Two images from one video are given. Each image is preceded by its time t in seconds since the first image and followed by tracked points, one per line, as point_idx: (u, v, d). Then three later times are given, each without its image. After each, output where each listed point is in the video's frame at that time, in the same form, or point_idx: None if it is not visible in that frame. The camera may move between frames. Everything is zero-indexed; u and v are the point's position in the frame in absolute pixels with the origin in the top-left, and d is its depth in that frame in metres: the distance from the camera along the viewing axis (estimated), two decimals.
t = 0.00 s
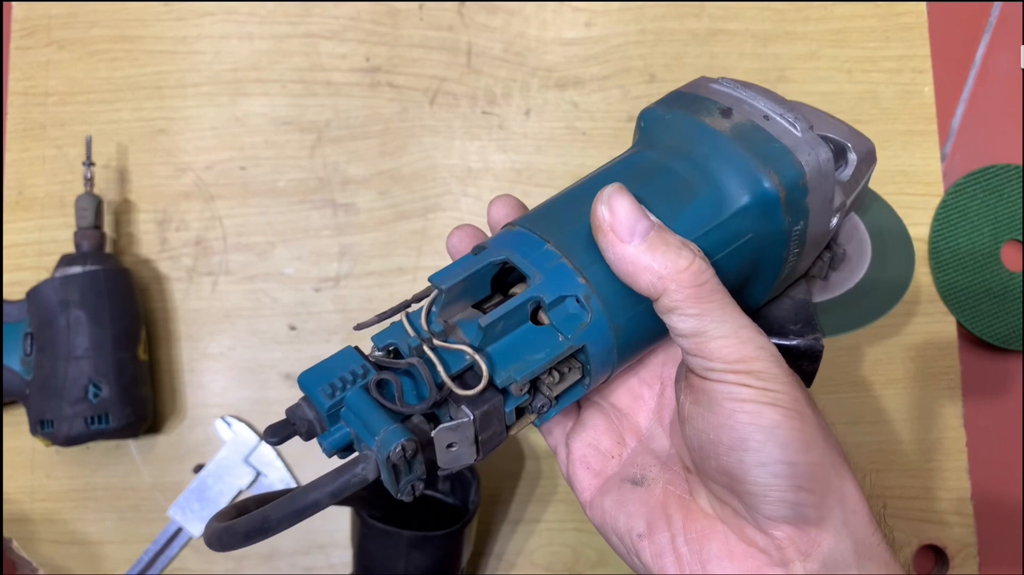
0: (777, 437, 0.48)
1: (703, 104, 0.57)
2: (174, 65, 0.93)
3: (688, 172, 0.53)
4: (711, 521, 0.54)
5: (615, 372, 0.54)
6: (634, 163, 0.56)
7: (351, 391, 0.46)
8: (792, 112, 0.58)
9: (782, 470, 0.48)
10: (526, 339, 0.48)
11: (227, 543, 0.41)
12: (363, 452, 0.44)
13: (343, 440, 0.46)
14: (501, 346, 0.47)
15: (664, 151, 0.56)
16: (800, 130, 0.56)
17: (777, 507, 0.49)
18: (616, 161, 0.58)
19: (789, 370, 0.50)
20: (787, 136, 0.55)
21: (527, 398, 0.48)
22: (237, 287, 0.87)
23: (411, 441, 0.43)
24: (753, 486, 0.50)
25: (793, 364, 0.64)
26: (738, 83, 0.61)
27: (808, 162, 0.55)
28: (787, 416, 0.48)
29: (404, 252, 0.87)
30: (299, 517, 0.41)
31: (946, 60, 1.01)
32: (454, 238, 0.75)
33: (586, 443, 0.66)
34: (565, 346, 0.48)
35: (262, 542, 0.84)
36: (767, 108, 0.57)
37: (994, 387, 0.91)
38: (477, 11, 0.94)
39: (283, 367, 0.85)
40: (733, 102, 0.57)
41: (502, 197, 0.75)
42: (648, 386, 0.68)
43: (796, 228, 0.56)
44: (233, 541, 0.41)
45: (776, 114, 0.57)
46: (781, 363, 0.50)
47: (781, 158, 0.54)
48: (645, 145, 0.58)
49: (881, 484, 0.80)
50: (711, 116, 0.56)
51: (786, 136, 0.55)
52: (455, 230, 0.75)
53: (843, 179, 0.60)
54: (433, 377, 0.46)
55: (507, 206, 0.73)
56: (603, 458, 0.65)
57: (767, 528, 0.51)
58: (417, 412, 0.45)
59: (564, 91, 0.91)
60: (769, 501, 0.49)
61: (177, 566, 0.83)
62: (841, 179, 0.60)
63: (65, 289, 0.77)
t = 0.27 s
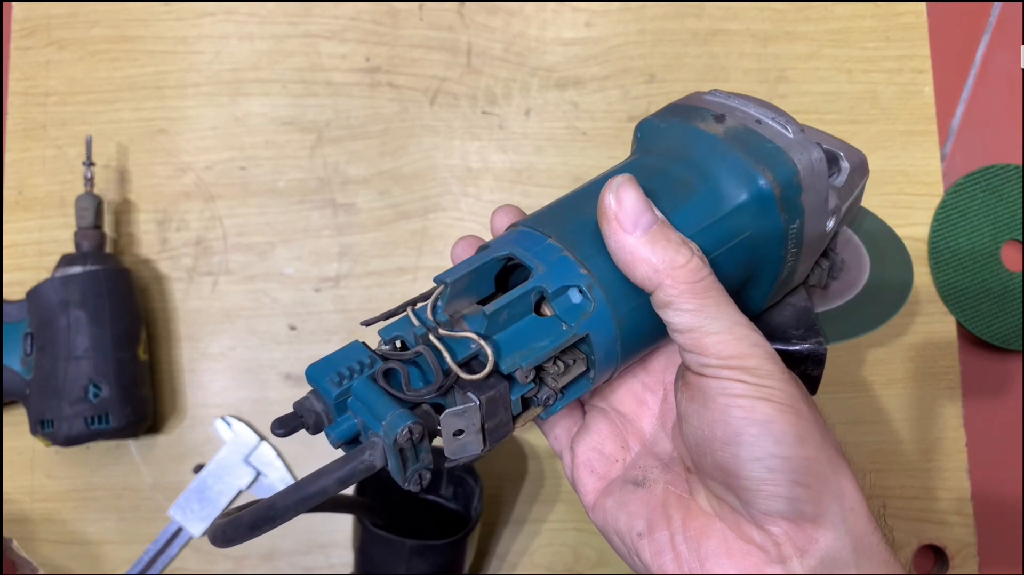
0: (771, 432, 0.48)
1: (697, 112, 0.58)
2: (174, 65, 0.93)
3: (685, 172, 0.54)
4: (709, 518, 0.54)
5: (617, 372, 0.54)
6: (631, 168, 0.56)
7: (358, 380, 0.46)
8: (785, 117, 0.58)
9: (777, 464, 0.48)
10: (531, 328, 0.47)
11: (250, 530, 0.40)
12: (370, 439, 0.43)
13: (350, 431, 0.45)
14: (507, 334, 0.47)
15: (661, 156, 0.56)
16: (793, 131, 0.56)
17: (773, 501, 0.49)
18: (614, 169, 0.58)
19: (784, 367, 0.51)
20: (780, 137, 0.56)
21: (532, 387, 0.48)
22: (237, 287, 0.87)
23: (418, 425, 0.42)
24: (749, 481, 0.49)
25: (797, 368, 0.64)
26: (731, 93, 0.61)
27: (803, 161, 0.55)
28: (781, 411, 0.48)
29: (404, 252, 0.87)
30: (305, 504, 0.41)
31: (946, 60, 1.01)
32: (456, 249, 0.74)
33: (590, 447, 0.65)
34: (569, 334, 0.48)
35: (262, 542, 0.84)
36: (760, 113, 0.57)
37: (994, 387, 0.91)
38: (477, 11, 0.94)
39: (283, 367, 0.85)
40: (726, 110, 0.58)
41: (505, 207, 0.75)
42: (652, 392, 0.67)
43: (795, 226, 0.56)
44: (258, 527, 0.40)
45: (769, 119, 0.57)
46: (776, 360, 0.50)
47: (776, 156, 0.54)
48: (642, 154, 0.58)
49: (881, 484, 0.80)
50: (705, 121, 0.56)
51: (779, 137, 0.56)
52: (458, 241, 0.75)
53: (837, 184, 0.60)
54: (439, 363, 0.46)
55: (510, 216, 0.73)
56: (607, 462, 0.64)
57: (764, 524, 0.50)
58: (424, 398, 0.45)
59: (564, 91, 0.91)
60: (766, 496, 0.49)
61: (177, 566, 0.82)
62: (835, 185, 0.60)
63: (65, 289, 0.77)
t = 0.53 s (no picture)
0: (772, 431, 0.48)
1: (699, 112, 0.58)
2: (174, 65, 0.94)
3: (685, 173, 0.54)
4: (711, 517, 0.53)
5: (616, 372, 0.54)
6: (633, 168, 0.56)
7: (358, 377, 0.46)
8: (788, 117, 0.58)
9: (777, 464, 0.48)
10: (530, 327, 0.48)
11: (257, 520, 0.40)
12: (370, 436, 0.43)
13: (351, 427, 0.46)
14: (506, 333, 0.47)
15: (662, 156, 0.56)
16: (795, 132, 0.56)
17: (774, 501, 0.49)
18: (615, 170, 0.58)
19: (785, 366, 0.50)
20: (782, 138, 0.55)
21: (532, 385, 0.48)
22: (237, 287, 0.87)
23: (417, 421, 0.42)
24: (749, 480, 0.49)
25: (799, 369, 0.64)
26: (734, 93, 0.61)
27: (804, 162, 0.55)
28: (781, 411, 0.48)
29: (404, 252, 0.87)
30: (305, 498, 0.41)
31: (946, 60, 1.01)
32: (459, 248, 0.75)
33: (592, 444, 0.65)
34: (569, 333, 0.48)
35: (261, 542, 0.84)
36: (762, 114, 0.57)
37: (994, 387, 0.91)
38: (477, 11, 0.94)
39: (283, 367, 0.85)
40: (728, 110, 0.58)
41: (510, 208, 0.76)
42: (654, 392, 0.67)
43: (796, 228, 0.56)
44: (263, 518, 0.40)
45: (771, 119, 0.57)
46: (777, 359, 0.50)
47: (777, 157, 0.54)
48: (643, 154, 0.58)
49: (881, 484, 0.80)
50: (707, 122, 0.56)
51: (781, 138, 0.55)
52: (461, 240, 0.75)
53: (840, 185, 0.59)
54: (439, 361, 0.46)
55: (513, 215, 0.73)
56: (609, 460, 0.64)
57: (765, 523, 0.51)
58: (424, 395, 0.45)
59: (564, 91, 0.91)
60: (767, 495, 0.49)
61: (177, 567, 0.82)
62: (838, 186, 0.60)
63: (65, 289, 0.77)
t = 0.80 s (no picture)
0: (779, 426, 0.48)
1: (711, 103, 0.58)
2: (174, 65, 0.94)
3: (694, 164, 0.54)
4: (715, 513, 0.53)
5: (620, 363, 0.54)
6: (642, 157, 0.56)
7: (359, 364, 0.46)
8: (801, 110, 0.58)
9: (783, 460, 0.48)
10: (534, 317, 0.48)
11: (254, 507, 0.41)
12: (369, 423, 0.44)
13: (350, 414, 0.46)
14: (510, 322, 0.47)
15: (672, 146, 0.56)
16: (807, 125, 0.56)
17: (779, 497, 0.49)
18: (624, 158, 0.58)
19: (793, 362, 0.50)
20: (794, 131, 0.55)
21: (533, 376, 0.48)
22: (238, 287, 0.87)
23: (416, 410, 0.42)
24: (754, 476, 0.49)
25: (806, 365, 0.64)
26: (747, 84, 0.61)
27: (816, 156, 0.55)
28: (788, 406, 0.48)
29: (404, 252, 0.87)
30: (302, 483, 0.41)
31: (946, 60, 1.01)
32: (464, 235, 0.74)
33: (594, 435, 0.65)
34: (572, 323, 0.48)
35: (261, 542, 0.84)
36: (774, 107, 0.57)
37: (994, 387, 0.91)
38: (477, 11, 0.95)
39: (283, 367, 0.85)
40: (740, 101, 0.57)
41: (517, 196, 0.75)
42: (658, 384, 0.67)
43: (805, 222, 0.56)
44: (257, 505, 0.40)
45: (783, 112, 0.57)
46: (784, 355, 0.50)
47: (788, 150, 0.54)
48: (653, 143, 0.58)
49: (881, 484, 0.79)
50: (718, 113, 0.56)
51: (793, 132, 0.55)
52: (467, 229, 0.75)
53: (851, 181, 0.59)
54: (441, 349, 0.46)
55: (518, 203, 0.73)
56: (611, 452, 0.63)
57: (769, 520, 0.50)
58: (425, 382, 0.45)
59: (564, 91, 0.91)
60: (772, 491, 0.49)
61: (177, 567, 0.82)
62: (849, 181, 0.59)
63: (65, 290, 0.77)
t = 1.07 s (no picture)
0: (788, 428, 0.48)
1: (718, 104, 0.58)
2: (174, 65, 0.94)
3: (701, 166, 0.54)
4: (722, 515, 0.53)
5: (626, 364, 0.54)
6: (649, 159, 0.56)
7: (364, 365, 0.46)
8: (808, 111, 0.57)
9: (791, 462, 0.48)
10: (541, 319, 0.48)
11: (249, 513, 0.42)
12: (375, 425, 0.44)
13: (356, 416, 0.46)
14: (516, 324, 0.47)
15: (678, 147, 0.56)
16: (815, 127, 0.56)
17: (787, 499, 0.49)
18: (631, 159, 0.58)
19: (800, 365, 0.51)
20: (801, 133, 0.55)
21: (540, 378, 0.48)
22: (238, 287, 0.87)
23: (423, 412, 0.42)
24: (762, 478, 0.49)
25: (811, 367, 0.65)
26: (754, 85, 0.61)
27: (823, 158, 0.54)
28: (797, 408, 0.48)
29: (404, 252, 0.87)
30: (307, 486, 0.42)
31: (946, 60, 1.01)
32: (469, 236, 0.74)
33: (600, 437, 0.64)
34: (579, 326, 0.48)
35: (261, 542, 0.84)
36: (781, 108, 0.57)
37: (994, 388, 0.91)
38: (477, 11, 0.95)
39: (284, 366, 0.85)
40: (746, 102, 0.57)
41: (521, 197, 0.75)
42: (663, 386, 0.67)
43: (811, 225, 0.56)
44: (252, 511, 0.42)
45: (790, 113, 0.57)
46: (793, 358, 0.50)
47: (795, 152, 0.54)
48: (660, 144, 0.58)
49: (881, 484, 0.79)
50: (725, 114, 0.56)
51: (800, 133, 0.55)
52: (470, 229, 0.75)
53: (858, 183, 0.59)
54: (447, 351, 0.46)
55: (524, 204, 0.73)
56: (617, 454, 0.63)
57: (777, 523, 0.50)
58: (430, 385, 0.45)
59: (564, 91, 0.91)
60: (780, 493, 0.49)
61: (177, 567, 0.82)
62: (856, 183, 0.59)
63: (65, 290, 0.77)
